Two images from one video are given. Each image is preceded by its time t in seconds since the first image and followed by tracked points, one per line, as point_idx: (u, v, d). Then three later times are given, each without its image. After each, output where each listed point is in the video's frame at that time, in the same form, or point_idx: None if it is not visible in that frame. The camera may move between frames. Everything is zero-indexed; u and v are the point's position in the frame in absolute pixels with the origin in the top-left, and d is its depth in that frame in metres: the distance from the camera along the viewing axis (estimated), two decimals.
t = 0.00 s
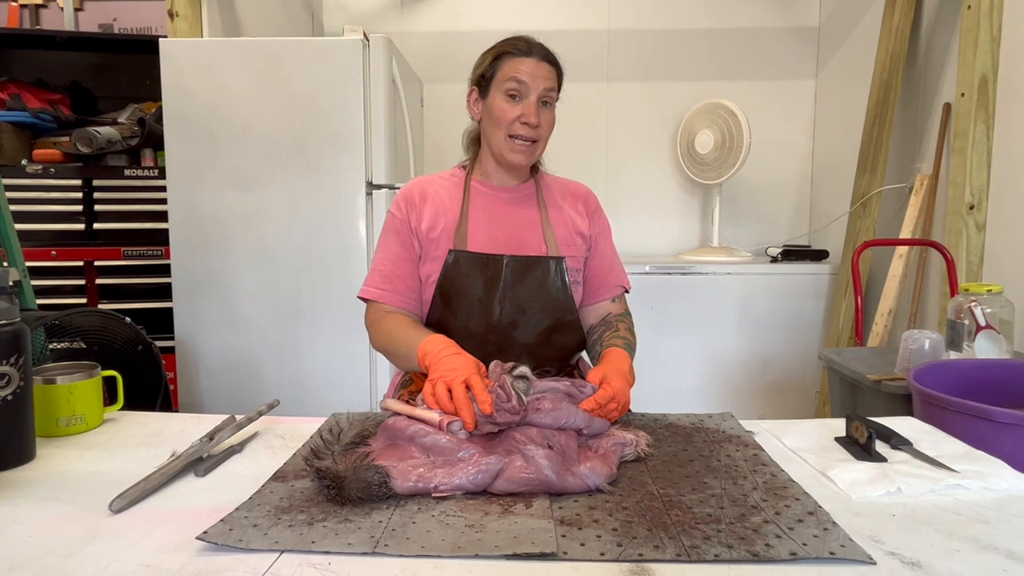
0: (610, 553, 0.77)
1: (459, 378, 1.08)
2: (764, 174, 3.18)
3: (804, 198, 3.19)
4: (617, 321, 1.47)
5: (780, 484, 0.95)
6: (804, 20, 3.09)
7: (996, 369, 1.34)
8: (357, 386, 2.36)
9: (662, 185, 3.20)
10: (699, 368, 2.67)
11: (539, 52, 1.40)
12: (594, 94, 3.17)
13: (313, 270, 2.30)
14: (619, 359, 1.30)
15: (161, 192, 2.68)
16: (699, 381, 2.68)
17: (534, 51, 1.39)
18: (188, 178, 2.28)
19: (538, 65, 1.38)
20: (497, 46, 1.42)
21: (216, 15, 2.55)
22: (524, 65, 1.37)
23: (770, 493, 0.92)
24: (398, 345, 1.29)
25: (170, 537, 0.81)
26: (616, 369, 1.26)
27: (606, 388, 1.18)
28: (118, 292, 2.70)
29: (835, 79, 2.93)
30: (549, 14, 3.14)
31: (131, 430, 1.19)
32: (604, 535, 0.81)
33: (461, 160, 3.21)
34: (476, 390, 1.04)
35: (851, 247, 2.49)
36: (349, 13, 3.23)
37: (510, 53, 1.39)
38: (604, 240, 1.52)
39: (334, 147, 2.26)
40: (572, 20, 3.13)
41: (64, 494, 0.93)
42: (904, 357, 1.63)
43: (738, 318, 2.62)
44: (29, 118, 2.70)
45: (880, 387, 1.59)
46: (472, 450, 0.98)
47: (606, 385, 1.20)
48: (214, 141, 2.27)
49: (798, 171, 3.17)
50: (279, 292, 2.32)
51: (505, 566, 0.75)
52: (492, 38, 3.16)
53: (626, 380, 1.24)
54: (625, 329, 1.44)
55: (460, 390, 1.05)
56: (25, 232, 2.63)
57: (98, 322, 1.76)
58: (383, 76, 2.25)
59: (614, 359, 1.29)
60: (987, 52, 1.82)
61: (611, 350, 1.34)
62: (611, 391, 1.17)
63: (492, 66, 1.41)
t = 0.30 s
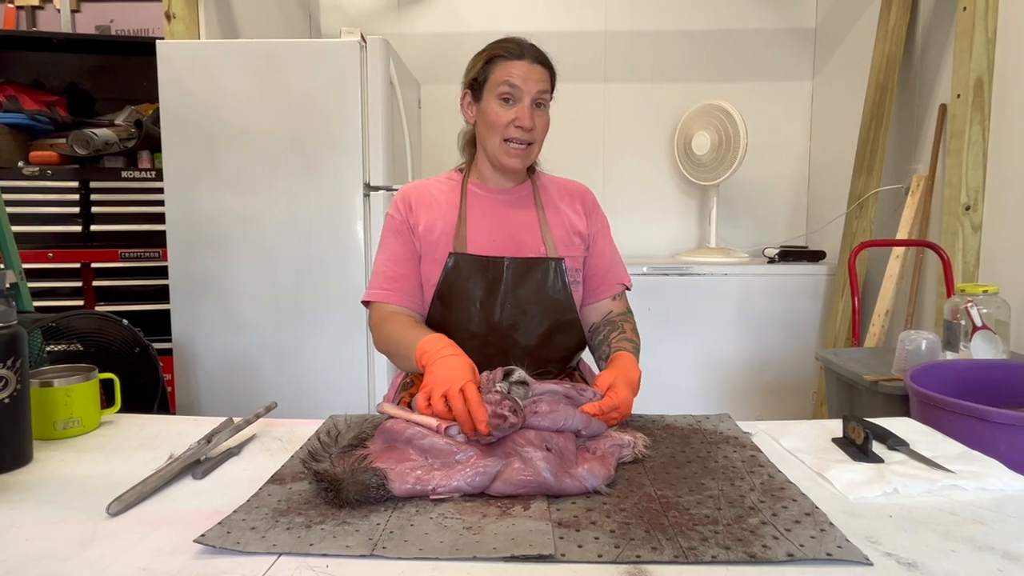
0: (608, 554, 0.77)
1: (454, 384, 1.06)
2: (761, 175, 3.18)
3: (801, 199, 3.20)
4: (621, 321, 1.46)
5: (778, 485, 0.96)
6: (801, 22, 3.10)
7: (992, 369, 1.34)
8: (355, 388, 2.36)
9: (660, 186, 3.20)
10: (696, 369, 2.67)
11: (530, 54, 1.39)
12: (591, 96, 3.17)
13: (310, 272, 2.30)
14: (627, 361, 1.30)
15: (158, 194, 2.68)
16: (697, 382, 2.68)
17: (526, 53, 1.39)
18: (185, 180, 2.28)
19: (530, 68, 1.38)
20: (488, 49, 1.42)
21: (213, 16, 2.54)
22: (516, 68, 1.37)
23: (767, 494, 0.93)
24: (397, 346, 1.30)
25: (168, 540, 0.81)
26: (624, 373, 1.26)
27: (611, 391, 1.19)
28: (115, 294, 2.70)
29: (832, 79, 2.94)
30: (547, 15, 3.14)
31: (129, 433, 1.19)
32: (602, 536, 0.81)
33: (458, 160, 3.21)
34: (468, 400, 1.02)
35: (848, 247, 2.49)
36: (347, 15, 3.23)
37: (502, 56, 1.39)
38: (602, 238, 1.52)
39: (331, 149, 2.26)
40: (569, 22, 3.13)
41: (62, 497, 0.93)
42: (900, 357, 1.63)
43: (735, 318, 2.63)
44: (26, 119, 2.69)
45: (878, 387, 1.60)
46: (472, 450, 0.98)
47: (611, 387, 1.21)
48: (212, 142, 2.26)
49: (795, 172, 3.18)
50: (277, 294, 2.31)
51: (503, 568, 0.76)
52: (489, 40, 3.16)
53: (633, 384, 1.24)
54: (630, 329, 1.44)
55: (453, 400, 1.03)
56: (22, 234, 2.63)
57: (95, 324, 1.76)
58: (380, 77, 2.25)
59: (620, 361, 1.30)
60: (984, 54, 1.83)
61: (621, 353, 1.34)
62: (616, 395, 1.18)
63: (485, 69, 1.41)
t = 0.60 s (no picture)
0: (609, 551, 0.77)
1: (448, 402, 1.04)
2: (761, 171, 3.18)
3: (801, 195, 3.20)
4: (618, 320, 1.46)
5: (779, 482, 0.96)
6: (800, 18, 3.09)
7: (991, 365, 1.34)
8: (355, 385, 2.36)
9: (659, 183, 3.20)
10: (696, 366, 2.67)
11: (538, 52, 1.39)
12: (591, 93, 3.17)
13: (310, 269, 2.30)
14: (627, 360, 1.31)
15: (157, 192, 2.67)
16: (696, 379, 2.68)
17: (534, 53, 1.38)
18: (185, 178, 2.28)
19: (537, 67, 1.38)
20: (494, 45, 1.41)
21: (212, 13, 2.53)
22: (523, 67, 1.37)
23: (768, 490, 0.93)
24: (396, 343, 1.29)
25: (169, 538, 0.81)
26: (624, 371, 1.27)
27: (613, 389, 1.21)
28: (114, 292, 2.69)
29: (832, 76, 2.93)
30: (546, 12, 3.13)
31: (129, 430, 1.19)
32: (603, 533, 0.81)
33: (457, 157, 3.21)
34: (463, 418, 1.01)
35: (848, 244, 2.49)
36: (347, 12, 3.23)
37: (510, 53, 1.38)
38: (601, 236, 1.53)
39: (331, 146, 2.25)
40: (568, 19, 3.13)
41: (63, 495, 0.93)
42: (900, 354, 1.63)
43: (735, 315, 2.63)
44: (24, 116, 2.69)
45: (878, 384, 1.60)
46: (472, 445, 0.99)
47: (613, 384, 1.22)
48: (211, 140, 2.26)
49: (795, 169, 3.18)
50: (276, 291, 2.31)
51: (505, 564, 0.76)
52: (488, 37, 3.15)
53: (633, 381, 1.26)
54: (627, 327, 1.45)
55: (451, 419, 1.03)
56: (21, 231, 2.63)
57: (95, 322, 1.75)
58: (379, 74, 2.24)
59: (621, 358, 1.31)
60: (984, 50, 1.83)
61: (620, 351, 1.34)
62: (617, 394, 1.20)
63: (490, 65, 1.40)
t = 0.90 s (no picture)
0: (612, 550, 0.77)
1: (434, 412, 1.05)
2: (761, 171, 3.18)
3: (801, 195, 3.20)
4: (622, 318, 1.45)
5: (781, 481, 0.96)
6: (800, 17, 3.09)
7: (992, 364, 1.35)
8: (355, 385, 2.36)
9: (660, 182, 3.20)
10: (697, 365, 2.67)
11: (533, 52, 1.37)
12: (590, 93, 3.17)
13: (311, 268, 2.30)
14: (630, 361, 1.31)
15: (158, 192, 2.67)
16: (697, 378, 2.68)
17: (528, 55, 1.37)
18: (186, 178, 2.28)
19: (533, 69, 1.36)
20: (489, 48, 1.40)
21: (212, 12, 2.53)
22: (518, 69, 1.36)
23: (770, 489, 0.93)
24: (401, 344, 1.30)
25: (172, 538, 0.82)
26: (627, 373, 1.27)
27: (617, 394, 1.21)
28: (115, 292, 2.70)
29: (832, 75, 2.93)
30: (546, 11, 3.13)
31: (131, 431, 1.19)
32: (606, 532, 0.82)
33: (456, 156, 3.21)
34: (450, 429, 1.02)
35: (848, 243, 2.49)
36: (347, 11, 3.23)
37: (504, 56, 1.37)
38: (604, 236, 1.53)
39: (331, 146, 2.25)
40: (568, 18, 3.13)
41: (65, 495, 0.93)
42: (901, 353, 1.63)
43: (736, 315, 2.63)
44: (25, 117, 2.69)
45: (879, 383, 1.60)
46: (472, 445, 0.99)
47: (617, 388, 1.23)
48: (211, 140, 2.26)
49: (795, 168, 3.18)
50: (277, 291, 2.31)
51: (508, 563, 0.76)
52: (487, 36, 3.15)
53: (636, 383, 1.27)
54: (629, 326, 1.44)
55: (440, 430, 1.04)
56: (22, 232, 2.63)
57: (96, 323, 1.76)
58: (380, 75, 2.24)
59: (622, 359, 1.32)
60: (984, 49, 1.83)
61: (622, 352, 1.34)
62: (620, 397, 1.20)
63: (486, 68, 1.40)
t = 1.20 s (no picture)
0: (614, 549, 0.77)
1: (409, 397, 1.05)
2: (762, 170, 3.18)
3: (802, 193, 3.20)
4: (623, 320, 1.45)
5: (782, 479, 0.96)
6: (801, 16, 3.09)
7: (993, 363, 1.35)
8: (356, 384, 2.36)
9: (660, 181, 3.20)
10: (697, 363, 2.68)
11: (530, 53, 1.37)
12: (591, 91, 3.17)
13: (311, 267, 2.30)
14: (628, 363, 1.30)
15: (158, 191, 2.67)
16: (697, 376, 2.68)
17: (526, 56, 1.36)
18: (186, 177, 2.28)
19: (530, 70, 1.36)
20: (487, 50, 1.40)
21: (212, 12, 2.53)
22: (515, 71, 1.35)
23: (771, 488, 0.93)
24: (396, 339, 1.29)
25: (174, 537, 0.82)
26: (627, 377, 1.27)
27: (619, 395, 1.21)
28: (115, 291, 2.70)
29: (832, 73, 2.93)
30: (546, 10, 3.13)
31: (133, 430, 1.19)
32: (608, 531, 0.82)
33: (457, 155, 3.21)
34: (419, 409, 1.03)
35: (849, 242, 2.49)
36: (347, 10, 3.23)
37: (501, 57, 1.37)
38: (605, 235, 1.52)
39: (332, 145, 2.25)
40: (569, 17, 3.12)
41: (67, 495, 0.93)
42: (902, 351, 1.64)
43: (736, 313, 2.63)
44: (25, 116, 2.68)
45: (879, 381, 1.60)
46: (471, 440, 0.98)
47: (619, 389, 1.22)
48: (212, 139, 2.26)
49: (796, 167, 3.18)
50: (278, 290, 2.31)
51: (509, 562, 0.76)
52: (488, 35, 3.15)
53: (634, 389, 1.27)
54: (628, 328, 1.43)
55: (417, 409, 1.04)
56: (22, 231, 2.63)
57: (97, 321, 1.76)
58: (380, 74, 2.24)
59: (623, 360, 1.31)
60: (984, 48, 1.83)
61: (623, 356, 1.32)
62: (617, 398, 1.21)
63: (484, 70, 1.40)
